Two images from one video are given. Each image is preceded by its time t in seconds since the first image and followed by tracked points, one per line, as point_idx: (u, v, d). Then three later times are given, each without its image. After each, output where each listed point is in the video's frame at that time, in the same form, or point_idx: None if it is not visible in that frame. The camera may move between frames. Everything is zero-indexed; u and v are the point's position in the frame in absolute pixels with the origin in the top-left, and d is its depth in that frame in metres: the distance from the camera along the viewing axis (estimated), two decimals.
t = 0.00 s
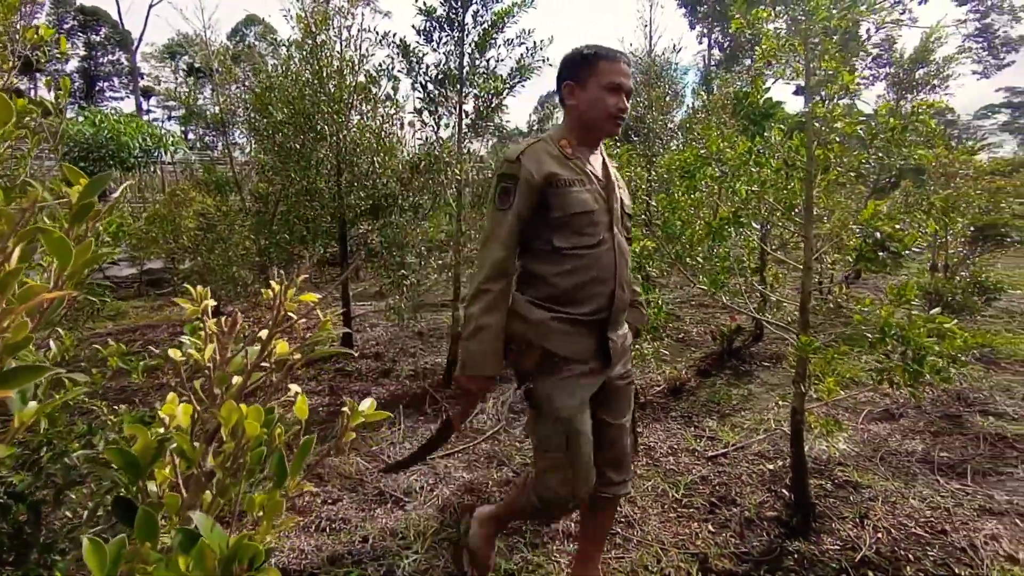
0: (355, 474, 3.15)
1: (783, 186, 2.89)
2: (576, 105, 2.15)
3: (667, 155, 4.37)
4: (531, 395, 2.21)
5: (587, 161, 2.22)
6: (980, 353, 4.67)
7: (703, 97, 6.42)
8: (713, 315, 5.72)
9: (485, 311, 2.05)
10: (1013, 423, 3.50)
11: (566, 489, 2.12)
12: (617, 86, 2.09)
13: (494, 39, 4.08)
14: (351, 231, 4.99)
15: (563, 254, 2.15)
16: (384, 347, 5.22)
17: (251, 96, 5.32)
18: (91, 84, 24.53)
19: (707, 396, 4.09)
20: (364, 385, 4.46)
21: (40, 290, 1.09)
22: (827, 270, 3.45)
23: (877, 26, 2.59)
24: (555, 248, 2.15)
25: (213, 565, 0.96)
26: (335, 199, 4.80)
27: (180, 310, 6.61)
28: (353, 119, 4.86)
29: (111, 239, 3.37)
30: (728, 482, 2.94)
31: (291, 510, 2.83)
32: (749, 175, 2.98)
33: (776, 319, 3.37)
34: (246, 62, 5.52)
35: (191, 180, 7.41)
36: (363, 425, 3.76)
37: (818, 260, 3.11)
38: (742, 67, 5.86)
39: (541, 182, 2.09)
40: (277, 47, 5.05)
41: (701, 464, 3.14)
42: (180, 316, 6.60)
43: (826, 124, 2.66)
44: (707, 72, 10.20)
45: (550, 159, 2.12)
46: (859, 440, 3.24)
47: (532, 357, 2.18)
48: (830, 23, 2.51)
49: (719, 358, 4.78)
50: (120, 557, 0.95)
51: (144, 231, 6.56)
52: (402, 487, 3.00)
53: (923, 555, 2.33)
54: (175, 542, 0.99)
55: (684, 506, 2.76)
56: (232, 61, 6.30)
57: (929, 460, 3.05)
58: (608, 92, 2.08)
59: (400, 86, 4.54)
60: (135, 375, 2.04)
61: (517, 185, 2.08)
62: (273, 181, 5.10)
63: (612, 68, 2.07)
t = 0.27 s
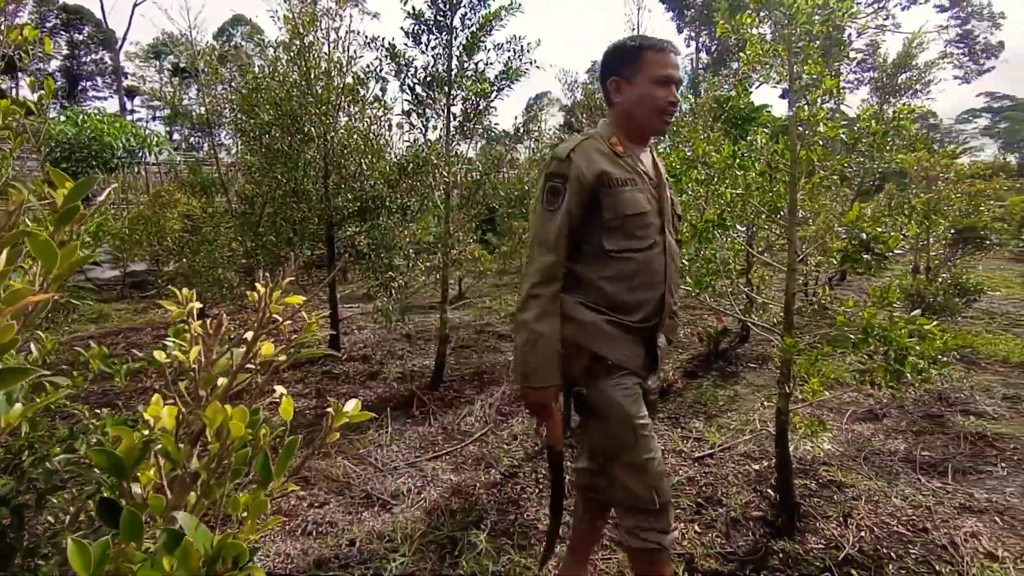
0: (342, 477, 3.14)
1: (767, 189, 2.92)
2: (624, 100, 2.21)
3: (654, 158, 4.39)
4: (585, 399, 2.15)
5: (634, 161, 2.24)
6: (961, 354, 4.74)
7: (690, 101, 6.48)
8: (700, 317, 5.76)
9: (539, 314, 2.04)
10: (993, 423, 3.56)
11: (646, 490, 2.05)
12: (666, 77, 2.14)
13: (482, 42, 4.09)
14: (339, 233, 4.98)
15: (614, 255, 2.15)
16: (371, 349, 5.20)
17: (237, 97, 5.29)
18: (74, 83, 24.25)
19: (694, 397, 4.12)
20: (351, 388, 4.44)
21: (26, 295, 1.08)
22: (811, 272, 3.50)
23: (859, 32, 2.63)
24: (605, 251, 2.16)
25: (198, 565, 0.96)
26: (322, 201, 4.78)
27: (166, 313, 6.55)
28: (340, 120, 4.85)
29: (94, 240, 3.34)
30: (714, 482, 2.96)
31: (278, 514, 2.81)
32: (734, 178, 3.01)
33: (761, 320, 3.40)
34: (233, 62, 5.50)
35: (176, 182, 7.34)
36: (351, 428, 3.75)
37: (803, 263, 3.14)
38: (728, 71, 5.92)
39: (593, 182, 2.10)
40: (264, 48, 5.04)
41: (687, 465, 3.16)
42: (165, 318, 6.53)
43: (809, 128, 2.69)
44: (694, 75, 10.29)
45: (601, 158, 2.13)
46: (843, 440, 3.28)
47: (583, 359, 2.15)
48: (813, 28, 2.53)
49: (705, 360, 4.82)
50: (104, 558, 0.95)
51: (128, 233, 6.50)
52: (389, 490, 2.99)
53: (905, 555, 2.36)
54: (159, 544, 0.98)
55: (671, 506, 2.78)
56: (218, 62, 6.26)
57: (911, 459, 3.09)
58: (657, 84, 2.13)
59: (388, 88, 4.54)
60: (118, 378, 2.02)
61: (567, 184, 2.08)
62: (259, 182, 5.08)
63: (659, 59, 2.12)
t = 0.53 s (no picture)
0: (330, 483, 3.11)
1: (754, 194, 2.94)
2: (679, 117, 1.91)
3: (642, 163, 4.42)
4: (681, 445, 1.80)
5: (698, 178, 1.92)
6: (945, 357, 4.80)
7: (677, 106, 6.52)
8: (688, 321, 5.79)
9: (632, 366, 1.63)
10: (976, 424, 3.61)
11: (746, 538, 1.80)
12: (729, 85, 1.87)
13: (471, 46, 4.09)
14: (327, 237, 4.96)
15: (699, 286, 1.81)
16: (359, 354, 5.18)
17: (224, 99, 5.26)
18: (58, 85, 23.99)
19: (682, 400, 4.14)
20: (340, 392, 4.41)
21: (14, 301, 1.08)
22: (797, 276, 3.53)
23: (844, 39, 2.66)
24: (689, 281, 1.80)
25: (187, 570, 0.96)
26: (311, 204, 4.76)
27: (151, 317, 6.48)
28: (329, 124, 4.84)
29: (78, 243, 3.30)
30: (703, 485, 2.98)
31: (265, 520, 2.79)
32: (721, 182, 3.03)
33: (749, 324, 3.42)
34: (220, 65, 5.46)
35: (161, 185, 7.28)
36: (339, 433, 3.72)
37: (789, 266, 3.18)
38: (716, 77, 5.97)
39: (672, 207, 1.73)
40: (252, 51, 5.01)
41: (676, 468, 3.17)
42: (150, 322, 6.47)
43: (796, 134, 2.72)
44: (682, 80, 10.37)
45: (671, 179, 1.78)
46: (829, 443, 3.31)
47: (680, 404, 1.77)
48: (799, 35, 2.58)
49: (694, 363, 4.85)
50: (91, 565, 0.94)
51: (113, 236, 6.43)
52: (378, 495, 2.98)
53: (890, 555, 2.39)
54: (147, 551, 0.97)
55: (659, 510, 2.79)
56: (205, 64, 6.21)
57: (896, 461, 3.13)
58: (721, 91, 1.84)
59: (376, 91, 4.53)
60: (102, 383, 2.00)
61: (645, 212, 1.68)
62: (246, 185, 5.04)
63: (718, 65, 1.85)
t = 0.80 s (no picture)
0: (319, 487, 3.09)
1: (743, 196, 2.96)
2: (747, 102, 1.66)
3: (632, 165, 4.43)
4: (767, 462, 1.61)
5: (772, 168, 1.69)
6: (930, 357, 4.86)
7: (666, 108, 6.56)
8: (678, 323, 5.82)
9: (742, 384, 1.43)
10: (961, 424, 3.65)
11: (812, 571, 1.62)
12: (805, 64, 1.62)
13: (460, 48, 4.09)
14: (316, 239, 4.93)
15: (784, 286, 1.60)
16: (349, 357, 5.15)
17: (211, 101, 5.22)
18: (42, 86, 23.69)
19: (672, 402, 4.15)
20: (329, 396, 4.38)
21: None
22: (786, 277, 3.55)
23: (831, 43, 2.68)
24: (774, 281, 1.60)
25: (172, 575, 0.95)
26: (300, 207, 4.73)
27: (136, 320, 6.41)
28: (318, 126, 4.81)
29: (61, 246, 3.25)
30: (693, 486, 2.98)
31: (253, 525, 2.76)
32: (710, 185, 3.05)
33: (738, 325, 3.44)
34: (207, 66, 5.42)
35: (147, 187, 7.20)
36: (328, 437, 3.70)
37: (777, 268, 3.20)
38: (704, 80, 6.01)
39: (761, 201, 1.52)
40: (240, 52, 4.98)
41: (666, 469, 3.18)
42: (136, 326, 6.40)
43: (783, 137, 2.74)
44: (671, 83, 10.42)
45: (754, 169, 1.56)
46: (817, 443, 3.33)
47: (769, 412, 1.58)
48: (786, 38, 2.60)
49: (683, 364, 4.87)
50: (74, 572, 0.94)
51: (98, 239, 6.35)
52: (367, 499, 2.96)
53: (877, 554, 2.41)
54: (130, 556, 0.96)
55: (649, 511, 2.79)
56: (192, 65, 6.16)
57: (883, 460, 3.15)
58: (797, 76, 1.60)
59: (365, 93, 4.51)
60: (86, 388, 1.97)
61: (738, 206, 1.43)
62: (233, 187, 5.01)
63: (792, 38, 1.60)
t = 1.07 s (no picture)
0: (305, 490, 3.06)
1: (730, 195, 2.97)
2: (821, 91, 1.58)
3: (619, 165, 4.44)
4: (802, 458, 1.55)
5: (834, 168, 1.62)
6: (913, 354, 4.91)
7: (653, 109, 6.58)
8: (666, 322, 5.84)
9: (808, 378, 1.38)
10: (944, 420, 3.69)
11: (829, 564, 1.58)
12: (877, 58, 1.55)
13: (447, 48, 4.08)
14: (302, 240, 4.89)
15: (832, 288, 1.55)
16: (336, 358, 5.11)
17: (195, 100, 5.16)
18: (21, 84, 23.34)
19: (660, 401, 4.16)
20: (315, 397, 4.35)
21: None
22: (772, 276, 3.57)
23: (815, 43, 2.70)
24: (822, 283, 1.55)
25: None
26: (286, 207, 4.69)
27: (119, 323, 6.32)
28: (303, 125, 4.78)
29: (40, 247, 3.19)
30: (681, 485, 2.99)
31: (238, 529, 2.73)
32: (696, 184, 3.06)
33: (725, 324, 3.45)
34: (190, 65, 5.36)
35: (129, 188, 7.10)
36: (315, 439, 3.67)
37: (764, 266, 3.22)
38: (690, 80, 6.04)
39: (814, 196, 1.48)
40: (224, 51, 4.93)
41: (655, 468, 3.18)
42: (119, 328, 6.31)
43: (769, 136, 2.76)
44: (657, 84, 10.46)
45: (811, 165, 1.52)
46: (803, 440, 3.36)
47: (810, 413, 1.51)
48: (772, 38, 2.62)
49: (671, 364, 4.88)
50: None
51: (78, 240, 6.26)
52: (355, 501, 2.93)
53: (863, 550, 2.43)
54: (105, 561, 0.93)
55: (638, 510, 2.79)
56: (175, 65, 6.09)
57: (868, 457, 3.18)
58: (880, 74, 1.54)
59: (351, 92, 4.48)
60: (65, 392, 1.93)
61: (790, 199, 1.41)
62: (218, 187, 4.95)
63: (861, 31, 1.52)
